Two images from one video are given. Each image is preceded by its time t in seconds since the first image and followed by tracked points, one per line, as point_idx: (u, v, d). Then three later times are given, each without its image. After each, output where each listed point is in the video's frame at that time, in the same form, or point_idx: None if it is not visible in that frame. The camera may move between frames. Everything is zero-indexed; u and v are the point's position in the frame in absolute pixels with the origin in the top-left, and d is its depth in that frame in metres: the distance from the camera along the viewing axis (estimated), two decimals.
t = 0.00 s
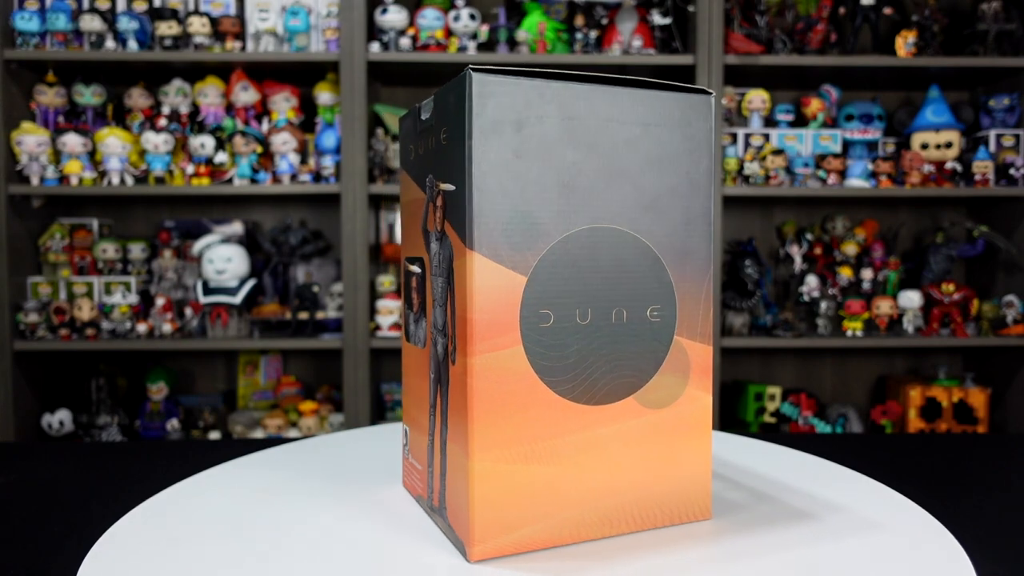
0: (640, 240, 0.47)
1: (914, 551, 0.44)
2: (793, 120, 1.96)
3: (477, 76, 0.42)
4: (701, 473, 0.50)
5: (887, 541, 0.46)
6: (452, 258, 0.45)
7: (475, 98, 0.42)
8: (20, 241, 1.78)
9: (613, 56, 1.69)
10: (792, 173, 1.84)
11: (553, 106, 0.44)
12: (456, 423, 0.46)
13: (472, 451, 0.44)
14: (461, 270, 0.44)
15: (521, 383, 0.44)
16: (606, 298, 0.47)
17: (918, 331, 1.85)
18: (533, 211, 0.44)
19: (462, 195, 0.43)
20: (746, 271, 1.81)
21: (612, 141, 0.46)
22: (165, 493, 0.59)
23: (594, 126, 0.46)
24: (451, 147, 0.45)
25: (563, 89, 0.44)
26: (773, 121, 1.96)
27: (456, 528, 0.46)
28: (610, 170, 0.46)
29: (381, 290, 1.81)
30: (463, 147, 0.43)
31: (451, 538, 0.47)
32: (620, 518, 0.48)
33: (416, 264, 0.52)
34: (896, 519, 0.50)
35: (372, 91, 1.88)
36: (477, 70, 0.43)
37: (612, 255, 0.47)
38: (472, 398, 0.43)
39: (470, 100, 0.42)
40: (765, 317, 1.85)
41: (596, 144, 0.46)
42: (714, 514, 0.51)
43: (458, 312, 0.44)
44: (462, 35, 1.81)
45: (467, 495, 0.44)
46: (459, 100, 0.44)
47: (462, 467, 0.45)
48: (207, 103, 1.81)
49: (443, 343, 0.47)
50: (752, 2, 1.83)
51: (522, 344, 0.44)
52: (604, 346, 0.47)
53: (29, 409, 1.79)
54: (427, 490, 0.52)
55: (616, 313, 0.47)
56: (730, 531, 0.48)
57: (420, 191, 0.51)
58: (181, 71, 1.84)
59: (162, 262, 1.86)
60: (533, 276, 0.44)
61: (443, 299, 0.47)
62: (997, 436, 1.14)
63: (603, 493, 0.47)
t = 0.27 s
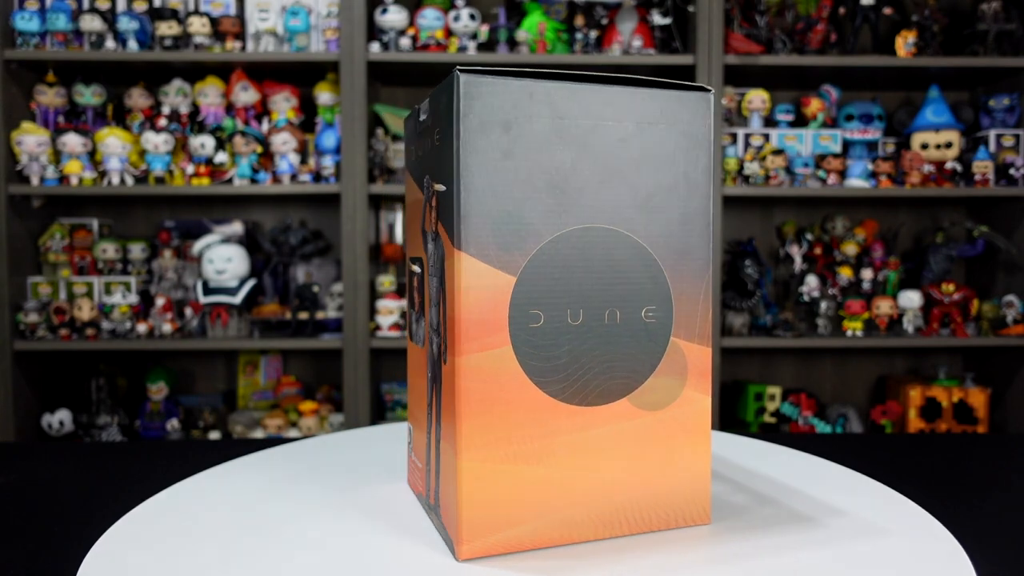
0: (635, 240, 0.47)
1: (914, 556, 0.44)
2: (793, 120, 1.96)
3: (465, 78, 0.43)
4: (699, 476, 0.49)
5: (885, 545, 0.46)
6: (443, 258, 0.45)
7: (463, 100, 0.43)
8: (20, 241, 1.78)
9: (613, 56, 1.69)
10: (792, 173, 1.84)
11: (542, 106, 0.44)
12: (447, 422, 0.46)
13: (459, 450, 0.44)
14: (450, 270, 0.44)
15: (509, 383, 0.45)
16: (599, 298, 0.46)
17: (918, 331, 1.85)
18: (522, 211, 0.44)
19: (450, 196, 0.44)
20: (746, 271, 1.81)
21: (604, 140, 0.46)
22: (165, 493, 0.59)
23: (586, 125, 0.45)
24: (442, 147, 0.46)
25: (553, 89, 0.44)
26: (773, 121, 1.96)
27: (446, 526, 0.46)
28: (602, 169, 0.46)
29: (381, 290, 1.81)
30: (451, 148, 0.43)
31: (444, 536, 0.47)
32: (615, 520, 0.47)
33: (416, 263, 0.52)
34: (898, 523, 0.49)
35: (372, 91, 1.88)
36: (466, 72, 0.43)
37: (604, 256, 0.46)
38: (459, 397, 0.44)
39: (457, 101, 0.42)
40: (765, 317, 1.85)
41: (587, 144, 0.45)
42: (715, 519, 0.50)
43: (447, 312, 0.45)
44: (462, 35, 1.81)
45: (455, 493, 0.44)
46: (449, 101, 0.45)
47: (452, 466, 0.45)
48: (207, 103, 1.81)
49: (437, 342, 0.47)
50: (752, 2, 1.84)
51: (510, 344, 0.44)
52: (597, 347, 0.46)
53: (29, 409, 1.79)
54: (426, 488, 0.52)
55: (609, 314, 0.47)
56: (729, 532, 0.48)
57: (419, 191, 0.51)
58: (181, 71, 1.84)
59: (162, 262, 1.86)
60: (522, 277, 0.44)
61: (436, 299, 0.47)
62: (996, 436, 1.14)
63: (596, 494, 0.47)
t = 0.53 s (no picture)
0: (628, 240, 0.47)
1: (911, 560, 0.44)
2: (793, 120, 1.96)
3: (455, 79, 0.43)
4: (696, 480, 0.49)
5: (883, 549, 0.45)
6: (435, 259, 0.46)
7: (452, 100, 0.43)
8: (20, 241, 1.78)
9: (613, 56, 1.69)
10: (792, 173, 1.84)
11: (533, 106, 0.44)
12: (439, 421, 0.46)
13: (448, 449, 0.44)
14: (439, 270, 0.44)
15: (499, 383, 0.45)
16: (591, 299, 0.46)
17: (918, 331, 1.85)
18: (512, 212, 0.44)
19: (440, 196, 0.44)
20: (746, 271, 1.81)
21: (597, 140, 0.46)
22: (164, 494, 0.59)
23: (578, 125, 0.45)
24: (434, 148, 0.46)
25: (544, 88, 0.44)
26: (773, 121, 1.96)
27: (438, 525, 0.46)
28: (594, 169, 0.46)
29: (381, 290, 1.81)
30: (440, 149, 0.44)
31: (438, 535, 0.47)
32: (608, 522, 0.47)
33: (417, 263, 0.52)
34: (898, 528, 0.49)
35: (372, 91, 1.88)
36: (455, 73, 0.43)
37: (596, 256, 0.46)
38: (447, 397, 0.44)
39: (444, 102, 0.42)
40: (765, 317, 1.85)
41: (580, 143, 0.45)
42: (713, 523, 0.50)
43: (438, 312, 0.45)
44: (462, 35, 1.80)
45: (444, 493, 0.45)
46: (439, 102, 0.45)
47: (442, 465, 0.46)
48: (207, 103, 1.81)
49: (432, 342, 0.48)
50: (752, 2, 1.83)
51: (500, 344, 0.45)
52: (589, 348, 0.46)
53: (29, 409, 1.79)
54: (425, 486, 0.52)
55: (602, 314, 0.46)
56: (728, 533, 0.48)
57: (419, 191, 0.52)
58: (181, 71, 1.84)
59: (162, 262, 1.86)
60: (511, 277, 0.44)
61: (430, 299, 0.47)
62: (996, 436, 1.14)
63: (588, 496, 0.47)
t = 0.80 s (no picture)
0: (621, 240, 0.46)
1: (911, 565, 0.43)
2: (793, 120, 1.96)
3: (442, 81, 0.43)
4: (693, 484, 0.48)
5: (884, 551, 0.45)
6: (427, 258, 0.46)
7: (440, 102, 0.43)
8: (20, 241, 1.78)
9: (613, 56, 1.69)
10: (792, 173, 1.84)
11: (523, 106, 0.44)
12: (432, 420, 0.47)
13: (437, 448, 0.45)
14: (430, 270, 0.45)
15: (488, 383, 0.45)
16: (583, 299, 0.46)
17: (918, 331, 1.85)
18: (502, 212, 0.44)
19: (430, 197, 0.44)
20: (746, 271, 1.81)
21: (589, 139, 0.45)
22: (164, 494, 0.59)
23: (569, 124, 0.45)
24: (427, 149, 0.46)
25: (534, 88, 0.44)
26: (773, 121, 1.96)
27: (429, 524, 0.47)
28: (586, 169, 0.45)
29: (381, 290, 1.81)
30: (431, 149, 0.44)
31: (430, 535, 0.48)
32: (600, 524, 0.46)
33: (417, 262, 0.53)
34: (899, 531, 0.48)
35: (372, 91, 1.88)
36: (444, 74, 0.43)
37: (587, 256, 0.46)
38: (436, 395, 0.44)
39: (433, 102, 0.43)
40: (765, 317, 1.85)
41: (571, 143, 0.45)
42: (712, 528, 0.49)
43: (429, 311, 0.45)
44: (462, 36, 1.81)
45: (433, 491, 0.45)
46: (430, 102, 0.45)
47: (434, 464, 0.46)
48: (207, 103, 1.81)
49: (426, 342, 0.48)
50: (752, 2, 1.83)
51: (490, 344, 0.45)
52: (581, 348, 0.46)
53: (29, 409, 1.79)
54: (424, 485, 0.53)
55: (594, 315, 0.46)
56: (727, 534, 0.47)
57: (418, 191, 0.52)
58: (181, 71, 1.84)
59: (162, 262, 1.86)
60: (501, 277, 0.44)
61: (425, 298, 0.48)
62: (996, 436, 1.14)
63: (579, 497, 0.46)
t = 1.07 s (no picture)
0: (614, 239, 0.46)
1: (911, 566, 0.43)
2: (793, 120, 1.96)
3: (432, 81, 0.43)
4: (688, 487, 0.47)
5: (883, 550, 0.45)
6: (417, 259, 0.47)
7: (429, 103, 0.43)
8: (20, 241, 1.78)
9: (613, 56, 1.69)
10: (792, 173, 1.84)
11: (512, 106, 0.44)
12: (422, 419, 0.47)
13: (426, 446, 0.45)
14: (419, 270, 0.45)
15: (479, 383, 0.45)
16: (574, 299, 0.46)
17: (918, 331, 1.85)
18: (492, 212, 0.45)
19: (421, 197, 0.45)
20: (746, 271, 1.81)
21: (580, 138, 0.45)
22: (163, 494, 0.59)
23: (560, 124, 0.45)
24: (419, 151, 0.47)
25: (524, 87, 0.44)
26: (773, 121, 1.96)
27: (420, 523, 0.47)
28: (576, 168, 0.45)
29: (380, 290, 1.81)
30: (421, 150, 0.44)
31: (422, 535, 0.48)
32: (592, 526, 0.46)
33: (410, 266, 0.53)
34: (900, 532, 0.48)
35: (372, 91, 1.88)
36: (433, 74, 0.43)
37: (579, 257, 0.46)
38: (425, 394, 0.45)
39: (422, 102, 0.43)
40: (765, 317, 1.85)
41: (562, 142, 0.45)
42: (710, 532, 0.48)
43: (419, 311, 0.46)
44: (462, 36, 1.81)
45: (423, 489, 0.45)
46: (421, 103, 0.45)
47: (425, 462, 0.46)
48: (207, 103, 1.81)
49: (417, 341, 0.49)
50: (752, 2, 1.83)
51: (479, 344, 0.45)
52: (570, 348, 0.46)
53: (29, 409, 1.79)
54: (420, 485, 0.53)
55: (585, 316, 0.46)
56: (728, 534, 0.47)
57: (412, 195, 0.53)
58: (181, 71, 1.84)
59: (162, 262, 1.86)
60: (491, 277, 0.45)
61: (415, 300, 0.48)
62: (996, 436, 1.14)
63: (570, 499, 0.46)
